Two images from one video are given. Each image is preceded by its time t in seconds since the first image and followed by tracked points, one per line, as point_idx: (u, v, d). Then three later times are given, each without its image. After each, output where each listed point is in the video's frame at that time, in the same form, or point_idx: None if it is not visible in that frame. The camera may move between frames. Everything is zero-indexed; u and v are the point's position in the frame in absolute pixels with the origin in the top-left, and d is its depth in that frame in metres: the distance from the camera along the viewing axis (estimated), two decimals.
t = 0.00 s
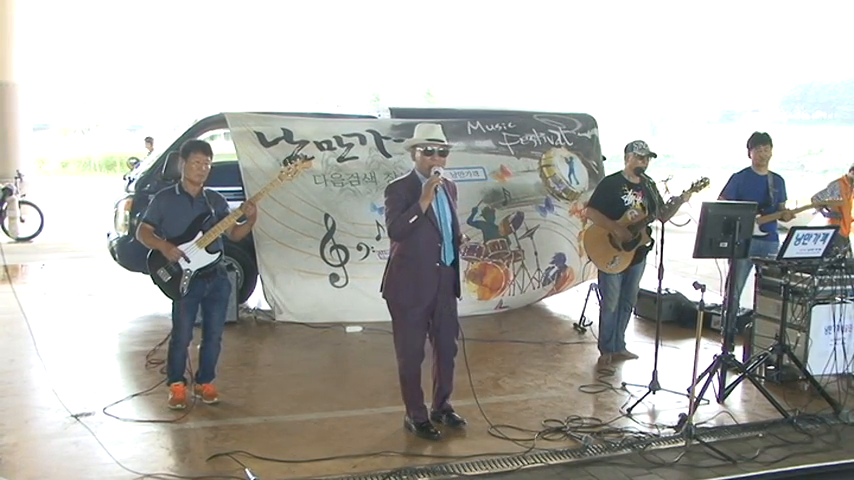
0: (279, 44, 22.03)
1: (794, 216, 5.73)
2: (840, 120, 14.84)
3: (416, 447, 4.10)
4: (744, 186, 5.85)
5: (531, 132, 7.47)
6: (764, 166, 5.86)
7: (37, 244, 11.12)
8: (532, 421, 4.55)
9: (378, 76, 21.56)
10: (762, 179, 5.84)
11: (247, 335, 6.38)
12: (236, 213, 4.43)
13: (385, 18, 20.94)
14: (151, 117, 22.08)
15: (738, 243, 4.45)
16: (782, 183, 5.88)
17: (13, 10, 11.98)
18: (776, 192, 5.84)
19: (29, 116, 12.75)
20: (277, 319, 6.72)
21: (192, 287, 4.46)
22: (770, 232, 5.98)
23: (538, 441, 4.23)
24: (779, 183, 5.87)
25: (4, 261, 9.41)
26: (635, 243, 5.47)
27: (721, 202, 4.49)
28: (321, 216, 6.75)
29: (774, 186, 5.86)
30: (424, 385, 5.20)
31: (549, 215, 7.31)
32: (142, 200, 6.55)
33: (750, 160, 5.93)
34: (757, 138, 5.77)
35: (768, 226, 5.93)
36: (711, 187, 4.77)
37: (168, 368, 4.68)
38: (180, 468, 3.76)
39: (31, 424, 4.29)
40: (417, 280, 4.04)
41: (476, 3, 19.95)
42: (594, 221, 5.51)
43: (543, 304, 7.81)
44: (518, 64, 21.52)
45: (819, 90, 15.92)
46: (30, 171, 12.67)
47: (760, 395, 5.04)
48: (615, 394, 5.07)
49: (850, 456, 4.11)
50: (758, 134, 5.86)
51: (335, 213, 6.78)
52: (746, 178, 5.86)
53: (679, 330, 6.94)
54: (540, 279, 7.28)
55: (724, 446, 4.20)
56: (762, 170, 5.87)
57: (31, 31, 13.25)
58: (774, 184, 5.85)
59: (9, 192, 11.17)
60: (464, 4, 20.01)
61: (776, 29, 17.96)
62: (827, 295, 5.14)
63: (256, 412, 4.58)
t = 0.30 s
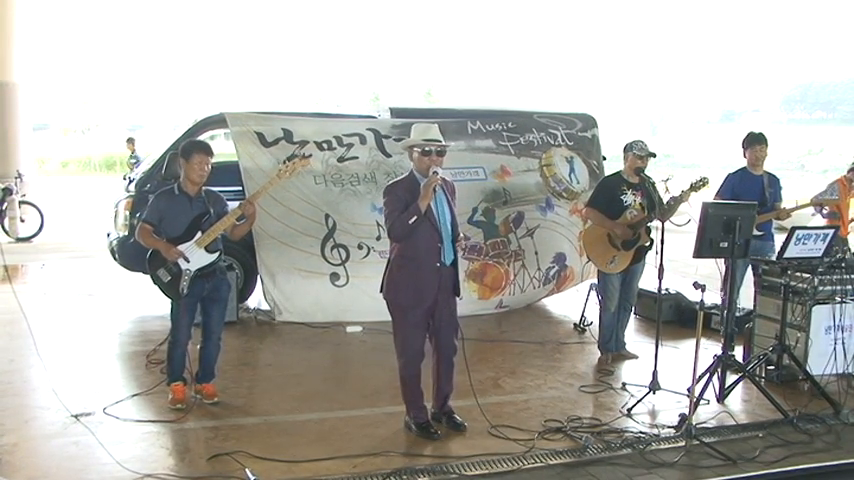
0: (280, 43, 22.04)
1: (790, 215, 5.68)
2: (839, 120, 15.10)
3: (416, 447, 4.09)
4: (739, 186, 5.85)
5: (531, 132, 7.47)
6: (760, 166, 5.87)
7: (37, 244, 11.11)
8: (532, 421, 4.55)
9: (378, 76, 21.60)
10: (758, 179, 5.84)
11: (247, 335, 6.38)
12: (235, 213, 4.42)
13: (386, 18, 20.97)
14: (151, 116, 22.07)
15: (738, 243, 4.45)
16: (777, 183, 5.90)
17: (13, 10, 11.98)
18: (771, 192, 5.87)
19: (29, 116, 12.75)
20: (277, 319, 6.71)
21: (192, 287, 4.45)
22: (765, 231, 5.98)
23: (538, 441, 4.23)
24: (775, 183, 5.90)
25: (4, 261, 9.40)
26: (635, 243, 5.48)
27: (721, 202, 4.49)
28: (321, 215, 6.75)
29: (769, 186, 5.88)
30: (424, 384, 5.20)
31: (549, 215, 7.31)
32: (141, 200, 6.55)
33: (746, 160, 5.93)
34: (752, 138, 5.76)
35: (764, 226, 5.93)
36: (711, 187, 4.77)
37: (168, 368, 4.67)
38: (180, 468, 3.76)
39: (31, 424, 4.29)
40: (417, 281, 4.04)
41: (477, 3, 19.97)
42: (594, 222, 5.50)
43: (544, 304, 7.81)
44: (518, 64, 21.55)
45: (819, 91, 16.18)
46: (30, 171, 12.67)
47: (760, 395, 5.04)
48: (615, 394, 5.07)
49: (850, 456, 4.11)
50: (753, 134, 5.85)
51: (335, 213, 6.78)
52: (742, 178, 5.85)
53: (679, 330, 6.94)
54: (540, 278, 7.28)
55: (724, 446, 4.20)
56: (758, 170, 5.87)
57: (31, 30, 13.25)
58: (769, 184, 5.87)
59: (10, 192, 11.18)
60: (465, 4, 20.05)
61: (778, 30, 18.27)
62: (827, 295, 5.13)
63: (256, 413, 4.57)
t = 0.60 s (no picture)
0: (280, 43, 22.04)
1: (786, 215, 5.60)
2: (839, 120, 15.18)
3: (417, 447, 4.10)
4: (736, 186, 5.86)
5: (531, 132, 7.46)
6: (757, 166, 5.87)
7: (38, 244, 11.10)
8: (533, 421, 4.55)
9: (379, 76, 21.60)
10: (755, 179, 5.84)
11: (248, 335, 6.38)
12: (234, 213, 4.41)
13: (387, 18, 20.96)
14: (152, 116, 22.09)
15: (738, 243, 4.45)
16: (774, 183, 5.87)
17: (13, 10, 11.95)
18: (767, 192, 5.83)
19: (29, 116, 12.74)
20: (277, 319, 6.71)
21: (191, 287, 4.45)
22: (762, 232, 5.94)
23: (539, 441, 4.23)
24: (772, 184, 5.86)
25: (4, 261, 9.40)
26: (635, 243, 5.47)
27: (721, 202, 4.49)
28: (322, 215, 6.75)
29: (766, 186, 5.84)
30: (424, 385, 5.20)
31: (549, 215, 7.31)
32: (142, 200, 6.55)
33: (742, 160, 5.94)
34: (749, 138, 5.77)
35: (761, 226, 5.89)
36: (710, 187, 4.78)
37: (168, 368, 4.67)
38: (180, 467, 3.76)
39: (31, 424, 4.29)
40: (418, 281, 4.04)
41: (477, 4, 19.97)
42: (594, 222, 5.50)
43: (544, 304, 7.81)
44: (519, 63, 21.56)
45: (819, 90, 16.15)
46: (30, 171, 12.66)
47: (760, 395, 5.03)
48: (615, 394, 5.07)
49: (850, 456, 4.11)
50: (750, 134, 5.86)
51: (335, 212, 6.78)
52: (739, 178, 5.86)
53: (680, 329, 6.94)
54: (540, 278, 7.29)
55: (724, 446, 4.20)
56: (755, 170, 5.87)
57: (31, 30, 13.23)
58: (766, 185, 5.84)
59: (10, 192, 11.18)
60: (465, 4, 20.04)
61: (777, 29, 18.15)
62: (827, 295, 5.12)
63: (257, 413, 4.58)
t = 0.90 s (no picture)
0: (280, 44, 22.03)
1: (785, 215, 5.61)
2: (840, 120, 15.17)
3: (417, 446, 4.10)
4: (735, 186, 5.84)
5: (531, 131, 7.46)
6: (754, 167, 5.87)
7: (38, 244, 11.09)
8: (533, 421, 4.56)
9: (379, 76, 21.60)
10: (753, 179, 5.84)
11: (248, 335, 6.38)
12: (234, 213, 4.41)
13: (387, 18, 20.95)
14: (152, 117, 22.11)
15: (738, 243, 4.44)
16: (771, 183, 5.87)
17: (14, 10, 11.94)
18: (765, 192, 5.83)
19: (30, 116, 12.74)
20: (277, 319, 6.71)
21: (190, 287, 4.45)
22: (761, 231, 5.91)
23: (539, 441, 4.23)
24: (769, 183, 5.87)
25: (4, 261, 9.40)
26: (634, 243, 5.48)
27: (722, 202, 4.49)
28: (322, 215, 6.75)
29: (764, 187, 5.85)
30: (424, 385, 5.20)
31: (549, 215, 7.31)
32: (141, 200, 6.54)
33: (740, 161, 5.94)
34: (746, 139, 5.77)
35: (759, 225, 5.87)
36: (708, 186, 4.78)
37: (168, 367, 4.67)
38: (180, 467, 3.76)
39: (31, 424, 4.29)
40: (420, 283, 4.04)
41: (477, 4, 19.95)
42: (593, 222, 5.51)
43: (543, 304, 7.81)
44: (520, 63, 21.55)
45: (819, 90, 16.15)
46: (31, 172, 12.66)
47: (761, 395, 5.03)
48: (615, 394, 5.07)
49: (850, 456, 4.10)
50: (747, 134, 5.86)
51: (335, 212, 6.78)
52: (736, 179, 5.85)
53: (680, 330, 6.94)
54: (540, 279, 7.29)
55: (725, 446, 4.20)
56: (752, 170, 5.86)
57: (31, 30, 13.23)
58: (763, 184, 5.84)
59: (10, 192, 11.18)
60: (465, 4, 20.03)
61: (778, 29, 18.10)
62: (827, 295, 5.12)
63: (257, 413, 4.58)
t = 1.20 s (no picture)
0: (281, 44, 22.04)
1: (784, 213, 5.63)
2: (840, 120, 15.18)
3: (417, 447, 4.10)
4: (733, 186, 5.84)
5: (531, 132, 7.46)
6: (753, 167, 5.87)
7: (38, 244, 11.09)
8: (533, 421, 4.55)
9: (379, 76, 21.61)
10: (751, 179, 5.84)
11: (248, 335, 6.38)
12: (233, 213, 4.41)
13: (387, 18, 20.96)
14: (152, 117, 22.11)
15: (738, 243, 4.45)
16: (770, 184, 5.87)
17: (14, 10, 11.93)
18: (764, 192, 5.83)
19: (30, 116, 12.74)
20: (277, 319, 6.71)
21: (189, 287, 4.45)
22: (760, 231, 5.91)
23: (539, 441, 4.23)
24: (768, 184, 5.87)
25: (4, 261, 9.41)
26: (634, 243, 5.48)
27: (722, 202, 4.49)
28: (321, 215, 6.75)
29: (763, 187, 5.85)
30: (425, 385, 5.21)
31: (549, 215, 7.31)
32: (141, 200, 6.54)
33: (738, 161, 5.94)
34: (744, 140, 5.75)
35: (759, 225, 5.87)
36: (708, 187, 4.78)
37: (168, 367, 4.67)
38: (180, 468, 3.76)
39: (31, 424, 4.29)
40: (422, 282, 4.04)
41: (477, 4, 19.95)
42: (593, 222, 5.50)
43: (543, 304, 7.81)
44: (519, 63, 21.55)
45: (819, 90, 16.17)
46: (31, 172, 12.66)
47: (761, 395, 5.03)
48: (615, 394, 5.07)
49: (850, 456, 4.11)
50: (745, 135, 5.85)
51: (335, 213, 6.78)
52: (735, 179, 5.85)
53: (680, 330, 6.94)
54: (540, 279, 7.30)
55: (725, 446, 4.20)
56: (751, 170, 5.87)
57: (31, 30, 13.23)
58: (763, 185, 5.84)
59: (10, 192, 11.17)
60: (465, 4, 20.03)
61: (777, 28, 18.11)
62: (827, 295, 5.13)
63: (257, 413, 4.58)
